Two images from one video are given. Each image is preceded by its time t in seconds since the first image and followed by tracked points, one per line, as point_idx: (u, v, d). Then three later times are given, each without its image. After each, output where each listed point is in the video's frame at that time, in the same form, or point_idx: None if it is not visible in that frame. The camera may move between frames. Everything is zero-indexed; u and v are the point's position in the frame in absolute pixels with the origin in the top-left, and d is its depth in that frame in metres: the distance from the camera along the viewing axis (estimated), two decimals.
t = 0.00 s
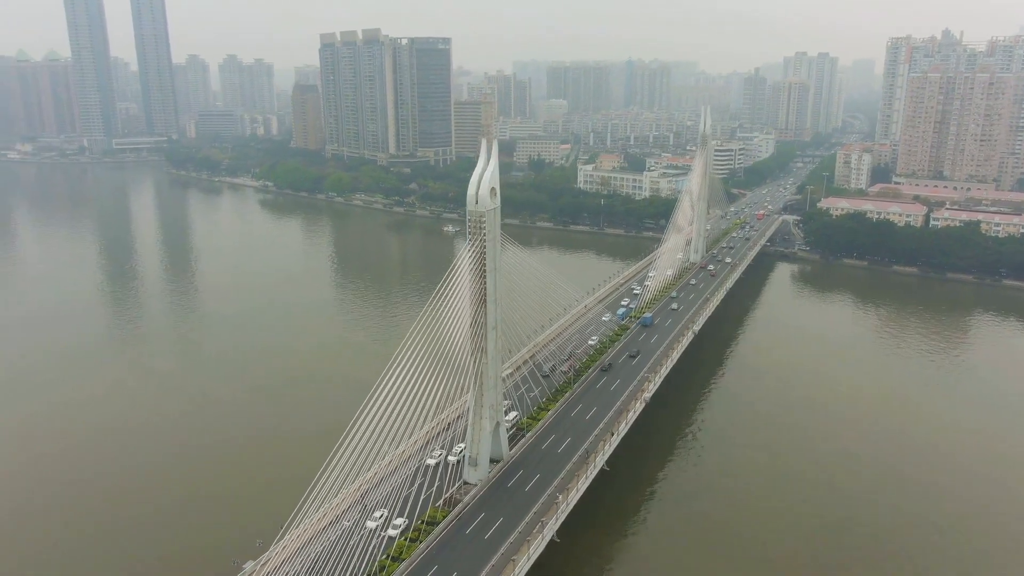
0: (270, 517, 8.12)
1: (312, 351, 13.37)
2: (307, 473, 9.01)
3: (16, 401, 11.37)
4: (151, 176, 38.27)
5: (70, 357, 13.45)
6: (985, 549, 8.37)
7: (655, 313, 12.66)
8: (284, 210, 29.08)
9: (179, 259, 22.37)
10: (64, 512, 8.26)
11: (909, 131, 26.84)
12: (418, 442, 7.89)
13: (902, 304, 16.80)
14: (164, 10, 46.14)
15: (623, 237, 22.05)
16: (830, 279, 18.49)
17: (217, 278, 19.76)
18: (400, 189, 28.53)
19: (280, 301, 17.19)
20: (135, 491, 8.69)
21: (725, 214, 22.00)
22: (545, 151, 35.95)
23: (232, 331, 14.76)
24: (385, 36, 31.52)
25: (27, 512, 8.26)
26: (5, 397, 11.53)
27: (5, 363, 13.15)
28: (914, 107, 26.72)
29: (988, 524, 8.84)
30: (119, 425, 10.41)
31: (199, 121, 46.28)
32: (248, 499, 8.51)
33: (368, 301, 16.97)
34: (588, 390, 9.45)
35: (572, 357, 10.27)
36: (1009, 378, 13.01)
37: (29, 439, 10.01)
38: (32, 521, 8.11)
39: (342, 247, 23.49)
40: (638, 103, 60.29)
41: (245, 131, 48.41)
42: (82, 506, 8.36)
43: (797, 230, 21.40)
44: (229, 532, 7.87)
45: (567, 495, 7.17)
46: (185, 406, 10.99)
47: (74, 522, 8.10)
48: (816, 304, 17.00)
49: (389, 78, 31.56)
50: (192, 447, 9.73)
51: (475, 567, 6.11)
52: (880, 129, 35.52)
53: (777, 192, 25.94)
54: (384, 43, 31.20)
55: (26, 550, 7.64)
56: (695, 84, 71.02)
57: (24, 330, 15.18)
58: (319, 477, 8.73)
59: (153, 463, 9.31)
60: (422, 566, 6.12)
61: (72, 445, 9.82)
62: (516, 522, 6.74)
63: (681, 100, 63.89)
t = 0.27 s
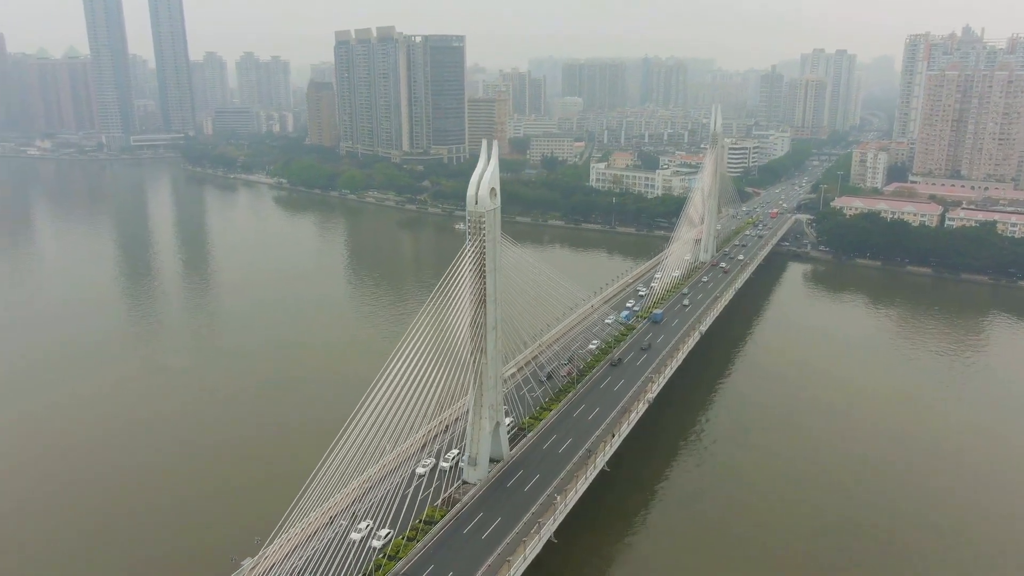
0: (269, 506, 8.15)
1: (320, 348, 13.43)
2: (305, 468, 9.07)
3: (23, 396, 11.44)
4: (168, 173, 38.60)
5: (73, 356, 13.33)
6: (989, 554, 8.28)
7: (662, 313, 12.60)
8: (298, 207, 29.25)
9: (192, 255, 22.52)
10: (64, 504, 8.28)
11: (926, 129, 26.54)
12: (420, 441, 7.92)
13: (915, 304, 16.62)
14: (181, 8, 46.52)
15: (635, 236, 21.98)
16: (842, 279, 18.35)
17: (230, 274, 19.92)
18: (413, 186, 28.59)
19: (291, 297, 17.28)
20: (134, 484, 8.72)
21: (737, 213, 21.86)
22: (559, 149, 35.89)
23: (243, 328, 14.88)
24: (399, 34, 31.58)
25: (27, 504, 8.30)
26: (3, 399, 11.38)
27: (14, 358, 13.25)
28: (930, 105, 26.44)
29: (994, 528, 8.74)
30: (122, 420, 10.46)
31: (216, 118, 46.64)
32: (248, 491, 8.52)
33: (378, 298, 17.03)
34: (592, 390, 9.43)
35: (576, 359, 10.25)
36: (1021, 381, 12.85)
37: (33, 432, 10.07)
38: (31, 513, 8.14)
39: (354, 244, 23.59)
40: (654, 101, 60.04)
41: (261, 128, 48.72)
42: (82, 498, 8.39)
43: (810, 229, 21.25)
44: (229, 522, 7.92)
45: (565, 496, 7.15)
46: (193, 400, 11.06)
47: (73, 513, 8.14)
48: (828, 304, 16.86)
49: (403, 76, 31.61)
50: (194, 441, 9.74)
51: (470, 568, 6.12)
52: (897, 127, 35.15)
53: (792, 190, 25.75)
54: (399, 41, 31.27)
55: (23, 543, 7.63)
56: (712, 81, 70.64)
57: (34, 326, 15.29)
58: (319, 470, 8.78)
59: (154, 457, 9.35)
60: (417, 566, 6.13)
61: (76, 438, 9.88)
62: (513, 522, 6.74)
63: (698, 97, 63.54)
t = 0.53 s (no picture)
0: (270, 498, 8.19)
1: (329, 344, 13.47)
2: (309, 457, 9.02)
3: (28, 392, 11.47)
4: (184, 169, 38.90)
5: (72, 355, 13.33)
6: (997, 559, 8.18)
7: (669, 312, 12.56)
8: (311, 204, 29.38)
9: (205, 251, 22.64)
10: (62, 496, 8.26)
11: (943, 128, 26.24)
12: (420, 440, 7.94)
13: (928, 305, 16.44)
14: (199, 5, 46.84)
15: (647, 235, 21.88)
16: (855, 279, 18.18)
17: (242, 271, 20.04)
18: (426, 184, 28.64)
19: (302, 294, 17.35)
20: (135, 476, 8.70)
21: (750, 212, 21.71)
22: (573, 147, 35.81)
23: (253, 324, 14.95)
24: (413, 32, 31.63)
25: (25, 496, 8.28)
26: (9, 394, 11.40)
27: (22, 354, 13.32)
28: (948, 103, 26.14)
29: (1002, 533, 8.62)
30: (124, 415, 10.44)
31: (232, 116, 46.95)
32: (249, 483, 8.52)
33: (388, 295, 17.06)
34: (595, 390, 9.42)
35: (581, 359, 10.26)
36: None
37: (35, 427, 10.07)
38: (27, 505, 8.09)
39: (366, 241, 23.66)
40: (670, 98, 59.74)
41: (277, 125, 48.99)
42: (80, 490, 8.37)
43: (824, 229, 21.08)
44: (230, 512, 7.95)
45: (564, 496, 7.15)
46: (201, 394, 11.11)
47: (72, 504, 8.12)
48: (841, 304, 16.72)
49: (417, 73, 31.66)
50: (195, 436, 9.68)
51: (466, 568, 6.14)
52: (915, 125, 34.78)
53: (806, 189, 25.54)
54: (413, 39, 31.30)
55: (18, 535, 7.59)
56: (727, 79, 70.28)
57: (45, 321, 15.40)
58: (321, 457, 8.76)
59: (155, 450, 9.33)
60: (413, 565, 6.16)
61: (77, 433, 9.88)
62: (511, 522, 6.76)
63: (714, 95, 63.20)
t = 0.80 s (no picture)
0: (271, 495, 8.23)
1: (337, 341, 13.53)
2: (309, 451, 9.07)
3: (27, 392, 11.22)
4: (201, 166, 39.20)
5: (72, 355, 12.98)
6: (1002, 564, 8.08)
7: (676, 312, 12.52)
8: (325, 201, 29.53)
9: (218, 248, 22.78)
10: (66, 494, 8.29)
11: (961, 127, 25.95)
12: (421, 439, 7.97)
13: (943, 307, 16.27)
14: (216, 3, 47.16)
15: (659, 233, 21.78)
16: (867, 280, 18.03)
17: (254, 267, 20.17)
18: (438, 181, 28.69)
19: (313, 291, 17.44)
20: (134, 475, 8.71)
21: (762, 211, 21.59)
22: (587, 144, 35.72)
23: (263, 319, 15.03)
24: (427, 29, 31.67)
25: (23, 496, 8.28)
26: (21, 387, 11.53)
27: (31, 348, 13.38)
28: (966, 102, 25.84)
29: (1009, 538, 8.52)
30: (129, 411, 10.47)
31: (248, 112, 47.25)
32: (252, 480, 8.55)
33: (398, 293, 17.11)
34: (598, 390, 9.40)
35: (585, 358, 10.26)
36: None
37: (39, 423, 10.11)
38: (26, 506, 8.09)
39: (378, 239, 23.75)
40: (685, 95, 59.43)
41: (293, 122, 49.25)
42: (84, 489, 8.39)
43: (837, 228, 20.91)
44: (231, 510, 7.99)
45: (563, 496, 7.15)
46: (209, 389, 11.19)
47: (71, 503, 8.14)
48: (853, 304, 16.58)
49: (431, 71, 31.70)
50: (198, 434, 9.69)
51: (462, 568, 6.17)
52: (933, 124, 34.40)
53: (821, 188, 25.34)
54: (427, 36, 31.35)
55: (24, 529, 7.70)
56: (745, 76, 69.81)
57: (56, 315, 15.49)
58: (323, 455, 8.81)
59: (158, 447, 9.34)
60: (409, 565, 6.19)
61: (81, 429, 9.92)
62: (509, 522, 6.77)
63: (730, 92, 62.80)
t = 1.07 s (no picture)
0: (272, 493, 8.27)
1: (344, 338, 13.58)
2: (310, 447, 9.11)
3: (39, 386, 11.39)
4: (217, 163, 39.50)
5: (79, 352, 13.11)
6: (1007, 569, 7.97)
7: (683, 313, 12.47)
8: (338, 199, 29.66)
9: (231, 245, 22.94)
10: (71, 490, 8.38)
11: (979, 125, 25.61)
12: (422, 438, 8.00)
13: (957, 308, 16.08)
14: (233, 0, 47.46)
15: (671, 233, 21.69)
16: (880, 280, 17.85)
17: (266, 263, 20.31)
18: (451, 179, 28.72)
19: (323, 288, 17.51)
20: (136, 474, 8.75)
21: (775, 210, 21.43)
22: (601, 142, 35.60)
23: (272, 316, 15.13)
24: (441, 27, 31.70)
25: (24, 494, 8.34)
26: (32, 383, 11.68)
27: (42, 345, 13.53)
28: (984, 100, 25.50)
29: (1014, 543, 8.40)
30: (134, 409, 10.55)
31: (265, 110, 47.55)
32: (254, 476, 8.60)
33: (407, 290, 17.15)
34: (601, 391, 9.38)
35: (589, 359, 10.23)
36: None
37: (46, 421, 10.22)
38: (28, 504, 8.14)
39: (390, 236, 23.83)
40: (702, 93, 59.08)
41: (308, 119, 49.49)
42: (89, 487, 8.48)
43: (851, 228, 20.72)
44: (231, 507, 8.04)
45: (561, 497, 7.14)
46: (215, 386, 11.27)
47: (72, 502, 8.18)
48: (864, 305, 16.43)
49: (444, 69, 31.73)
50: (202, 431, 9.76)
51: (458, 567, 6.17)
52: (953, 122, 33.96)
53: (836, 187, 25.12)
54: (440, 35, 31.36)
55: (30, 524, 7.80)
56: (762, 73, 69.32)
57: (67, 312, 15.65)
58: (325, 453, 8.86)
59: (160, 445, 9.39)
60: (405, 564, 6.21)
61: (85, 427, 10.00)
62: (506, 522, 6.77)
63: (747, 89, 62.38)
